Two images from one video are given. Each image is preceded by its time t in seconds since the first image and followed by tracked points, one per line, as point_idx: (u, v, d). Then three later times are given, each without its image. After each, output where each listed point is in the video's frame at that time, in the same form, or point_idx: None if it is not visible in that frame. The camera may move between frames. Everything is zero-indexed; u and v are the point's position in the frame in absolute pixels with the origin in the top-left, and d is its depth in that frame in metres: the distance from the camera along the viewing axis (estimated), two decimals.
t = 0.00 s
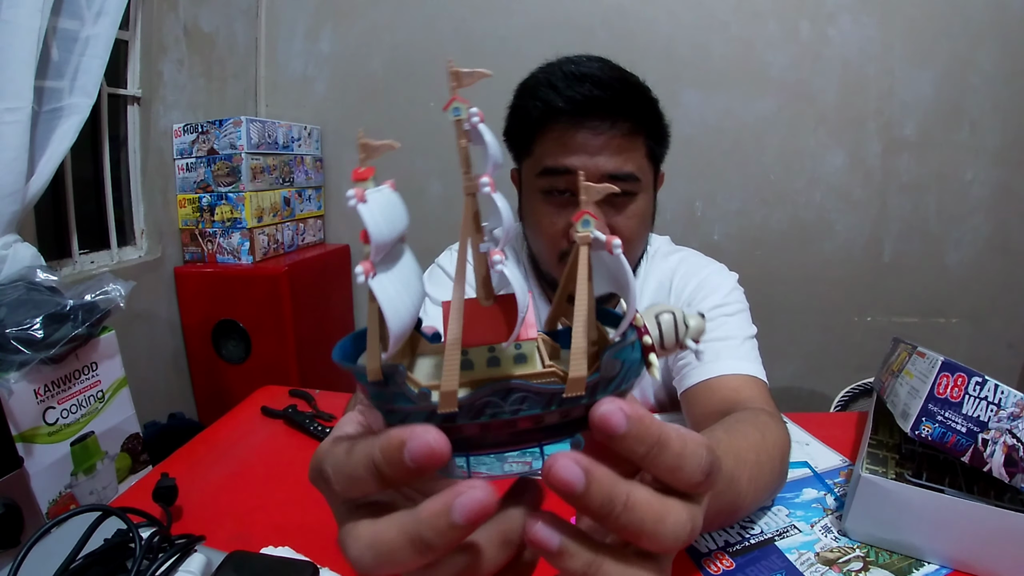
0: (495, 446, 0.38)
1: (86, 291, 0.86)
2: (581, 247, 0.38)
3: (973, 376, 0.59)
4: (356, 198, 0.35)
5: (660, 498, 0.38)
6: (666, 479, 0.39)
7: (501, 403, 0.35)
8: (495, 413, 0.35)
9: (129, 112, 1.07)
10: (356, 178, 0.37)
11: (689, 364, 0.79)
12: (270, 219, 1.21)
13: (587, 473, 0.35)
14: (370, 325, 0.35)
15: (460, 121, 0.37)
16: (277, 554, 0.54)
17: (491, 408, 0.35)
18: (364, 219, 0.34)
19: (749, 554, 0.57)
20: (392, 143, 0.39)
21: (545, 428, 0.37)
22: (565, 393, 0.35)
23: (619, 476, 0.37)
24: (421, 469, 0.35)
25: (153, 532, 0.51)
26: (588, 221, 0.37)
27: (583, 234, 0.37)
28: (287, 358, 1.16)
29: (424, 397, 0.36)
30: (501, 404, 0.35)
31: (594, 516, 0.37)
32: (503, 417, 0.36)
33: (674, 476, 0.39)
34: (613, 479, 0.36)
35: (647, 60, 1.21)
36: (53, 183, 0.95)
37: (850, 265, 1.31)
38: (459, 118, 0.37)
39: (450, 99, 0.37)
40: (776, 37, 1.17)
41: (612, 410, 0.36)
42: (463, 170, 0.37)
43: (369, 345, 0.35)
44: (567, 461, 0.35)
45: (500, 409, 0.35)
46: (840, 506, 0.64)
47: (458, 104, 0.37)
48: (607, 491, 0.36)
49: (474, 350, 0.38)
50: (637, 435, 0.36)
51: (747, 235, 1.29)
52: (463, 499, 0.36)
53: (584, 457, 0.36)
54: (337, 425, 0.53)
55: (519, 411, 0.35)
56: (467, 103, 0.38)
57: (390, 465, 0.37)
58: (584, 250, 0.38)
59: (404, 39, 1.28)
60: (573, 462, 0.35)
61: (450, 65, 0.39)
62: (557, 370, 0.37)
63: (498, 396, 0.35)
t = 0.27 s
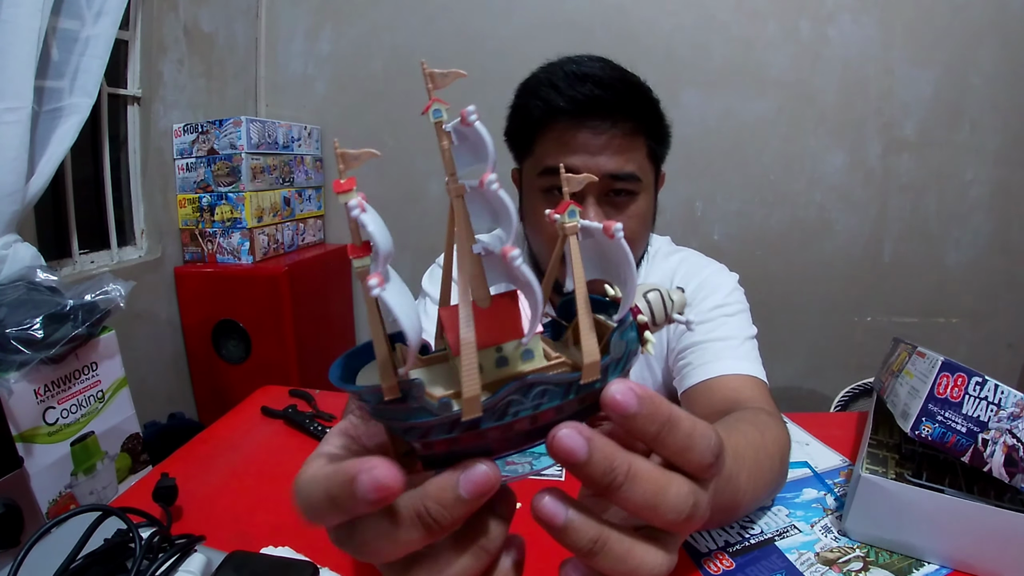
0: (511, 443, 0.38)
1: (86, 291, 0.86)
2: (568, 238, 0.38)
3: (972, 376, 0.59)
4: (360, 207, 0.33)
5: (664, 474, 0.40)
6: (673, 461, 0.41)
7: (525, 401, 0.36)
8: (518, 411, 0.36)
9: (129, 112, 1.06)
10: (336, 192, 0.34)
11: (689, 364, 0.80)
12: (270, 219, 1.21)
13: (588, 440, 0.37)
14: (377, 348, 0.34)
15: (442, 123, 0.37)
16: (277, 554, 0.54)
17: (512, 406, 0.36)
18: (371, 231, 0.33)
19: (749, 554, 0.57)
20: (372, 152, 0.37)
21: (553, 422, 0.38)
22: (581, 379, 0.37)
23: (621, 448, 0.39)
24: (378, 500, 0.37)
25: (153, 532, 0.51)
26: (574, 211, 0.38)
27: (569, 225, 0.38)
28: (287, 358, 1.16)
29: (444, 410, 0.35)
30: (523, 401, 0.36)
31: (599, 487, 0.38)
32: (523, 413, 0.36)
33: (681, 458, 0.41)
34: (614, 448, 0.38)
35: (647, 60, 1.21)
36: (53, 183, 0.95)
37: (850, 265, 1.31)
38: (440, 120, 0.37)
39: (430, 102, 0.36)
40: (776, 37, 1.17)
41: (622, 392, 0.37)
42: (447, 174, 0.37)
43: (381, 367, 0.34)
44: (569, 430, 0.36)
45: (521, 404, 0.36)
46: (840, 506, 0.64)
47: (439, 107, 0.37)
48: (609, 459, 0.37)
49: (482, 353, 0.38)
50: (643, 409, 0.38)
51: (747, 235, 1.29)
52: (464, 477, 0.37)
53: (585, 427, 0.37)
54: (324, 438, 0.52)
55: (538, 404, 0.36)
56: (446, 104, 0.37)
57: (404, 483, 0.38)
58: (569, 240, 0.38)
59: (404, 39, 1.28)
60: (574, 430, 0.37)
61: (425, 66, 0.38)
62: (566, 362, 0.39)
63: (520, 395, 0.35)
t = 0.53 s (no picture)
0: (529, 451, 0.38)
1: (86, 291, 0.86)
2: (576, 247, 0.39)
3: (973, 376, 0.59)
4: (424, 204, 0.34)
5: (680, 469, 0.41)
6: (694, 458, 0.44)
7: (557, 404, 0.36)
8: (548, 416, 0.36)
9: (128, 112, 1.07)
10: (367, 185, 0.33)
11: (689, 364, 0.80)
12: (270, 219, 1.21)
13: (602, 438, 0.37)
14: (413, 360, 0.32)
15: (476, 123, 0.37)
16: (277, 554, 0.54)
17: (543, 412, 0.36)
18: (433, 228, 0.34)
19: (749, 554, 0.57)
20: (403, 145, 0.37)
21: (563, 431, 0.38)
22: (600, 382, 0.38)
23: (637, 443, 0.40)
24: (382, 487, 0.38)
25: (154, 532, 0.51)
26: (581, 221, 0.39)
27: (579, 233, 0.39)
28: (287, 358, 1.16)
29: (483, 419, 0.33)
30: (553, 406, 0.36)
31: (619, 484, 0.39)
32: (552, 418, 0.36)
33: (704, 455, 0.44)
34: (630, 443, 0.39)
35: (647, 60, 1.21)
36: (53, 183, 0.95)
37: (849, 265, 1.31)
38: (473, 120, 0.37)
39: (467, 99, 0.36)
40: (776, 37, 1.17)
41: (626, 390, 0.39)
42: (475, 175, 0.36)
43: (421, 379, 0.31)
44: (584, 431, 0.37)
45: (551, 409, 0.36)
46: (840, 506, 0.64)
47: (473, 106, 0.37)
48: (625, 455, 0.38)
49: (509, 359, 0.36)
50: (660, 406, 0.40)
51: (747, 235, 1.29)
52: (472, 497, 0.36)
53: (599, 426, 0.38)
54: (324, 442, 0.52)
55: (563, 409, 0.37)
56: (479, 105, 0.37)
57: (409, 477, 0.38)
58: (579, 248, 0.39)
59: (404, 39, 1.28)
60: (587, 429, 0.37)
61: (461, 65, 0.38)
62: (578, 367, 0.39)
63: (552, 400, 0.36)
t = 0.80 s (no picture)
0: (546, 447, 0.39)
1: (86, 291, 0.86)
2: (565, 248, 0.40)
3: (972, 376, 0.59)
4: (468, 199, 0.33)
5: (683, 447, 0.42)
6: (685, 431, 0.45)
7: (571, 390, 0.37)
8: (564, 403, 0.37)
9: (128, 112, 1.07)
10: (383, 192, 0.34)
11: (689, 363, 0.80)
12: (270, 219, 1.21)
13: (606, 421, 0.38)
14: (452, 361, 0.32)
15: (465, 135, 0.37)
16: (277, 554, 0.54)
17: (561, 399, 0.37)
18: (478, 224, 0.33)
19: (749, 554, 0.57)
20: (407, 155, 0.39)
21: (569, 423, 0.39)
22: (597, 366, 0.40)
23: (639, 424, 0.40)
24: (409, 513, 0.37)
25: (154, 532, 0.51)
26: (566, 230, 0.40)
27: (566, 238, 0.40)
28: (287, 358, 1.16)
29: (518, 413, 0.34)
30: (567, 392, 0.37)
31: (626, 466, 0.39)
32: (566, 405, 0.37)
33: (693, 426, 0.44)
34: (634, 423, 0.39)
35: (647, 60, 1.21)
36: (53, 183, 0.95)
37: (850, 265, 1.31)
38: (462, 132, 0.38)
39: (454, 114, 0.37)
40: (776, 37, 1.17)
41: (615, 373, 0.40)
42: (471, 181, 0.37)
43: (465, 379, 0.32)
44: (588, 418, 0.38)
45: (565, 397, 0.37)
46: (840, 506, 0.64)
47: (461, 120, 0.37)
48: (629, 434, 0.39)
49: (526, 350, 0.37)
50: (646, 387, 0.41)
51: (747, 235, 1.29)
52: (444, 547, 0.37)
53: (602, 411, 0.39)
54: (333, 442, 0.54)
55: (575, 395, 0.38)
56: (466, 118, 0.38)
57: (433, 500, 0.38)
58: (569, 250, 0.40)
59: (404, 39, 1.28)
60: (592, 415, 0.38)
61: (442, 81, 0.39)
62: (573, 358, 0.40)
63: (566, 386, 0.37)
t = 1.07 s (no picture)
0: (545, 444, 0.39)
1: (86, 291, 0.86)
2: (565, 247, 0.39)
3: (972, 376, 0.59)
4: (457, 204, 0.32)
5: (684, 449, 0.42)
6: (686, 433, 0.45)
7: (569, 392, 0.37)
8: (561, 405, 0.37)
9: (129, 112, 1.06)
10: (377, 195, 0.34)
11: (690, 364, 0.79)
12: (270, 219, 1.21)
13: (606, 422, 0.38)
14: (444, 364, 0.32)
15: (463, 132, 0.37)
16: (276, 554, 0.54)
17: (557, 401, 0.37)
18: (467, 230, 0.32)
19: (749, 554, 0.57)
20: (403, 156, 0.38)
21: (569, 421, 0.39)
22: (599, 367, 0.40)
23: (639, 425, 0.40)
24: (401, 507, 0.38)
25: (154, 532, 0.51)
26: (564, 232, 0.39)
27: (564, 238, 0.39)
28: (287, 358, 1.16)
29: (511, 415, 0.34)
30: (564, 394, 0.37)
31: (624, 466, 0.39)
32: (563, 407, 0.37)
33: (695, 427, 0.44)
34: (633, 424, 0.39)
35: (647, 60, 1.21)
36: (53, 182, 0.95)
37: (850, 265, 1.31)
38: (461, 129, 0.37)
39: (453, 111, 0.37)
40: (776, 37, 1.17)
41: (616, 373, 0.40)
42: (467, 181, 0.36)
43: (455, 383, 0.32)
44: (588, 418, 0.38)
45: (562, 398, 0.37)
46: (840, 506, 0.64)
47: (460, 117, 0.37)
48: (628, 435, 0.39)
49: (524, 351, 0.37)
50: (649, 388, 0.41)
51: (747, 235, 1.29)
52: (436, 551, 0.37)
53: (601, 412, 0.39)
54: (331, 441, 0.55)
55: (572, 397, 0.38)
56: (466, 115, 0.38)
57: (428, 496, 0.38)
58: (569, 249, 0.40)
59: (404, 39, 1.28)
60: (591, 415, 0.38)
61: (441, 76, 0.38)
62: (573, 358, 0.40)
63: (564, 387, 0.37)
